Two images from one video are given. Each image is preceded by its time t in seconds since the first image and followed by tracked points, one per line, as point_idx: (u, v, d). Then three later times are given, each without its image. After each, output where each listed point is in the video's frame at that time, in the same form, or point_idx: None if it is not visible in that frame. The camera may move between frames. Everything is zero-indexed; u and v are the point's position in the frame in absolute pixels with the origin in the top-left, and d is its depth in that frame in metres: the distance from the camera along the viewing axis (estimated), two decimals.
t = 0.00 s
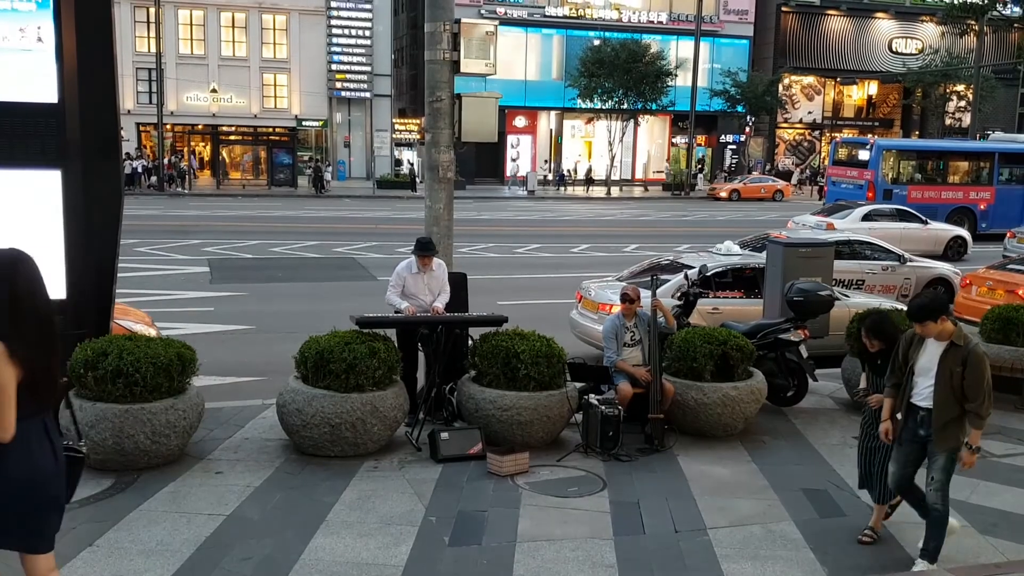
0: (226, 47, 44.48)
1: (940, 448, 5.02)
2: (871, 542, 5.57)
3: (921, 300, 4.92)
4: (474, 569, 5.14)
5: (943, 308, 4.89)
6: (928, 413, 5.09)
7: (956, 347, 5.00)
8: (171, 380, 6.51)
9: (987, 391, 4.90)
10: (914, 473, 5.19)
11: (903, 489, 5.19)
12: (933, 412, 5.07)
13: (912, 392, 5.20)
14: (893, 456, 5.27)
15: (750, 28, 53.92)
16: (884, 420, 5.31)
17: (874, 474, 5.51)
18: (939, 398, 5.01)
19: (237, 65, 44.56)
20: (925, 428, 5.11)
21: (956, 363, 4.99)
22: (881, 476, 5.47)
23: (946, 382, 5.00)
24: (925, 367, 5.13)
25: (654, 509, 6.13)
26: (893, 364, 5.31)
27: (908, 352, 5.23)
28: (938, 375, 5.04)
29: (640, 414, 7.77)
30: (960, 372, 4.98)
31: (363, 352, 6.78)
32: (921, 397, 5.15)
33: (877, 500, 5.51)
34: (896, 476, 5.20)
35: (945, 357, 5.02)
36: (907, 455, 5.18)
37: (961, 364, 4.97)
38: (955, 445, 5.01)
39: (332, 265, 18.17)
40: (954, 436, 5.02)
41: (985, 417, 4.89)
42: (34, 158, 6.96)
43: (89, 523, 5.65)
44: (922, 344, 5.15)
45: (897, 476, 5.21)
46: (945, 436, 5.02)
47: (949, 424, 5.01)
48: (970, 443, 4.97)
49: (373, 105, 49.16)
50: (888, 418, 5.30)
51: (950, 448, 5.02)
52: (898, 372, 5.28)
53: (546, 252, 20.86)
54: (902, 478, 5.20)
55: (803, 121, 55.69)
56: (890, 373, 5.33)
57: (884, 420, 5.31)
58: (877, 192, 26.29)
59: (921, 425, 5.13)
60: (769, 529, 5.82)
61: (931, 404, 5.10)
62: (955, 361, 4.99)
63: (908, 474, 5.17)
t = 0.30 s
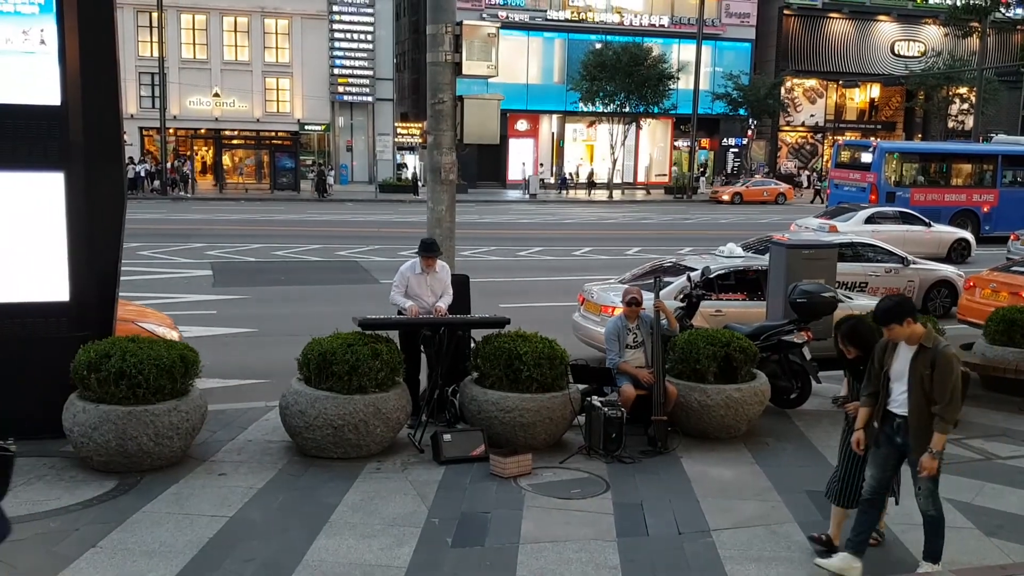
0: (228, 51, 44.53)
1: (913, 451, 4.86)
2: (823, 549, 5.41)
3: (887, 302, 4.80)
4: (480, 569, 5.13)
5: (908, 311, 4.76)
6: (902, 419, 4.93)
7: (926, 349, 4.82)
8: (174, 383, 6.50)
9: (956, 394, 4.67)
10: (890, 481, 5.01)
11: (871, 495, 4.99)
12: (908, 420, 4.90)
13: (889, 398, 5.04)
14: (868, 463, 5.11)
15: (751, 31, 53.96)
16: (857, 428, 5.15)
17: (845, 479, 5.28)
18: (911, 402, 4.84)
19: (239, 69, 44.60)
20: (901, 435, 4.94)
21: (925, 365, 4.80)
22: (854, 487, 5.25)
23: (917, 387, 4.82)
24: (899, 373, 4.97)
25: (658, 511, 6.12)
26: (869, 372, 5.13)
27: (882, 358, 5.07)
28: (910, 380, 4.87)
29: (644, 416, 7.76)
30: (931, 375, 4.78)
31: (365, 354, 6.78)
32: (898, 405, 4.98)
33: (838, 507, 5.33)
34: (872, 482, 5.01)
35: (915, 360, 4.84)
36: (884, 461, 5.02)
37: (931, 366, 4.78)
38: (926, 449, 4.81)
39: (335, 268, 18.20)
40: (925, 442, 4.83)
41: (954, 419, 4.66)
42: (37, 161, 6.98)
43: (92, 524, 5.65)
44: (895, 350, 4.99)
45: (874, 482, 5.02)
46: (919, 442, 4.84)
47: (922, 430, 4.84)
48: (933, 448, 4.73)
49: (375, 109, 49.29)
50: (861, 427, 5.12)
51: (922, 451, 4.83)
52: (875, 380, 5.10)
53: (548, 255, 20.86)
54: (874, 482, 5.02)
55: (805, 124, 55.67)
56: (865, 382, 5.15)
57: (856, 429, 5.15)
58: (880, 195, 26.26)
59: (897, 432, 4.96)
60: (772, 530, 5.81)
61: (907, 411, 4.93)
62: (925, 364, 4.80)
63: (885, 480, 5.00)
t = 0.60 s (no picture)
0: (231, 56, 44.61)
1: (877, 451, 4.76)
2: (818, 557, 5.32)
3: (841, 303, 4.70)
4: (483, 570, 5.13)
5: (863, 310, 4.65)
6: (867, 421, 4.81)
7: (884, 346, 4.74)
8: (177, 385, 6.50)
9: (918, 389, 4.61)
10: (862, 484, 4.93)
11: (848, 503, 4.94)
12: (871, 422, 4.80)
13: (849, 400, 4.93)
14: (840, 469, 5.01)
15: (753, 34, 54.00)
16: (824, 436, 5.07)
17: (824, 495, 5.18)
18: (872, 403, 4.75)
19: (242, 74, 44.65)
20: (864, 436, 4.84)
21: (885, 362, 4.72)
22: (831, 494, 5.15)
23: (877, 387, 4.74)
24: (859, 374, 4.85)
25: (661, 512, 6.11)
26: (829, 375, 5.00)
27: (841, 361, 4.95)
28: (870, 381, 4.78)
29: (647, 417, 7.73)
30: (891, 373, 4.71)
31: (369, 356, 6.78)
32: (859, 406, 4.87)
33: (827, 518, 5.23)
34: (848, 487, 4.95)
35: (874, 359, 4.75)
36: (853, 466, 4.94)
37: (892, 363, 4.70)
38: (890, 449, 4.72)
39: (338, 272, 18.21)
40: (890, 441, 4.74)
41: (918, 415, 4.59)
42: (38, 164, 7.01)
43: (93, 527, 5.64)
44: (853, 352, 4.87)
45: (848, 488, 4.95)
46: (882, 443, 4.75)
47: (886, 430, 4.74)
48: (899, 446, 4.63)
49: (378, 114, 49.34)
50: (826, 435, 5.06)
51: (886, 451, 4.75)
52: (835, 384, 4.98)
53: (551, 258, 20.88)
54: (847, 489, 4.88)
55: (808, 127, 55.61)
56: (826, 387, 5.04)
57: (823, 437, 5.07)
58: (883, 198, 26.23)
59: (859, 434, 4.86)
60: (776, 531, 5.80)
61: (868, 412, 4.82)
62: (884, 361, 4.73)
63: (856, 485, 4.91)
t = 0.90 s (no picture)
0: (227, 58, 44.57)
1: (845, 456, 4.69)
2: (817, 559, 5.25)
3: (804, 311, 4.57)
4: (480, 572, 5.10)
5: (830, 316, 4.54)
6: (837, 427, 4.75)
7: (848, 352, 4.67)
8: (170, 386, 6.47)
9: (886, 395, 4.58)
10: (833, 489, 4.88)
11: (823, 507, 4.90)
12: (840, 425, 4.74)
13: (814, 405, 4.87)
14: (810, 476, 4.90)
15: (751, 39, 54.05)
16: (790, 446, 4.93)
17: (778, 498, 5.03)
18: (840, 409, 4.70)
19: (239, 76, 44.64)
20: (831, 439, 4.79)
21: (852, 370, 4.66)
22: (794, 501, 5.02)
23: (845, 392, 4.67)
24: (824, 380, 4.80)
25: (657, 514, 6.09)
26: (793, 383, 4.91)
27: (804, 366, 4.86)
28: (837, 386, 4.71)
29: (644, 419, 7.72)
30: (858, 379, 4.65)
31: (364, 357, 6.76)
32: (825, 409, 4.81)
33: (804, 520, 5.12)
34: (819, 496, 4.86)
35: (840, 365, 4.68)
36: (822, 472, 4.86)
37: (857, 370, 4.64)
38: (862, 453, 4.68)
39: (333, 273, 18.19)
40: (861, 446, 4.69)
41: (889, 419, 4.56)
42: (33, 163, 6.98)
43: (86, 528, 5.61)
44: (817, 357, 4.79)
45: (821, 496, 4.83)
46: (854, 447, 4.68)
47: (855, 434, 4.69)
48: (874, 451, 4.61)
49: (374, 116, 49.32)
50: (793, 443, 4.92)
51: (858, 456, 4.70)
52: (799, 390, 4.90)
53: (547, 260, 20.86)
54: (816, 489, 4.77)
55: (804, 131, 55.71)
56: (790, 393, 4.94)
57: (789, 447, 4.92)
58: (878, 202, 26.29)
59: (828, 437, 4.80)
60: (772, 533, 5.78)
61: (835, 416, 4.77)
62: (850, 368, 4.67)
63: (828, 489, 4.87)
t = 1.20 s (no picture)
0: (225, 68, 44.72)
1: (806, 467, 4.59)
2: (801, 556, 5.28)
3: (767, 317, 4.47)
4: None
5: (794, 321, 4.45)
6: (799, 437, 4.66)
7: (812, 362, 4.58)
8: (166, 394, 6.45)
9: (849, 408, 4.48)
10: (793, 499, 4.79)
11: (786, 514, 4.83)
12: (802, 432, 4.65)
13: (777, 413, 4.78)
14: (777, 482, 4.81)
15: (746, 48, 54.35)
16: (756, 450, 4.85)
17: (739, 509, 4.94)
18: (802, 419, 4.60)
19: (236, 86, 44.75)
20: (794, 448, 4.70)
21: (814, 381, 4.56)
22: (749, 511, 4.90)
23: (806, 403, 4.57)
24: (787, 387, 4.71)
25: (653, 522, 6.08)
26: (755, 388, 4.85)
27: (766, 372, 4.81)
28: (799, 395, 4.62)
29: (639, 427, 7.72)
30: (820, 391, 4.55)
31: (360, 364, 6.76)
32: (789, 419, 4.73)
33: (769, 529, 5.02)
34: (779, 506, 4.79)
35: (802, 375, 4.59)
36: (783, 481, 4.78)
37: (821, 381, 4.54)
38: (823, 465, 4.59)
39: (330, 282, 18.19)
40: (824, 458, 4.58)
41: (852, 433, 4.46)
42: (29, 172, 6.99)
43: (81, 537, 5.58)
44: (779, 363, 4.72)
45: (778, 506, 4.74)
46: (814, 459, 4.58)
47: (817, 446, 4.58)
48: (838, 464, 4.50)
49: (371, 126, 49.40)
50: (759, 447, 4.84)
51: (819, 468, 4.60)
52: (761, 396, 4.83)
53: (544, 269, 20.88)
54: (779, 512, 4.67)
55: (799, 141, 55.91)
56: (753, 399, 4.87)
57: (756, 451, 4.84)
58: (874, 211, 26.36)
59: (791, 446, 4.71)
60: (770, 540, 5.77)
61: (797, 425, 4.69)
62: (813, 378, 4.57)
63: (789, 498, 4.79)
